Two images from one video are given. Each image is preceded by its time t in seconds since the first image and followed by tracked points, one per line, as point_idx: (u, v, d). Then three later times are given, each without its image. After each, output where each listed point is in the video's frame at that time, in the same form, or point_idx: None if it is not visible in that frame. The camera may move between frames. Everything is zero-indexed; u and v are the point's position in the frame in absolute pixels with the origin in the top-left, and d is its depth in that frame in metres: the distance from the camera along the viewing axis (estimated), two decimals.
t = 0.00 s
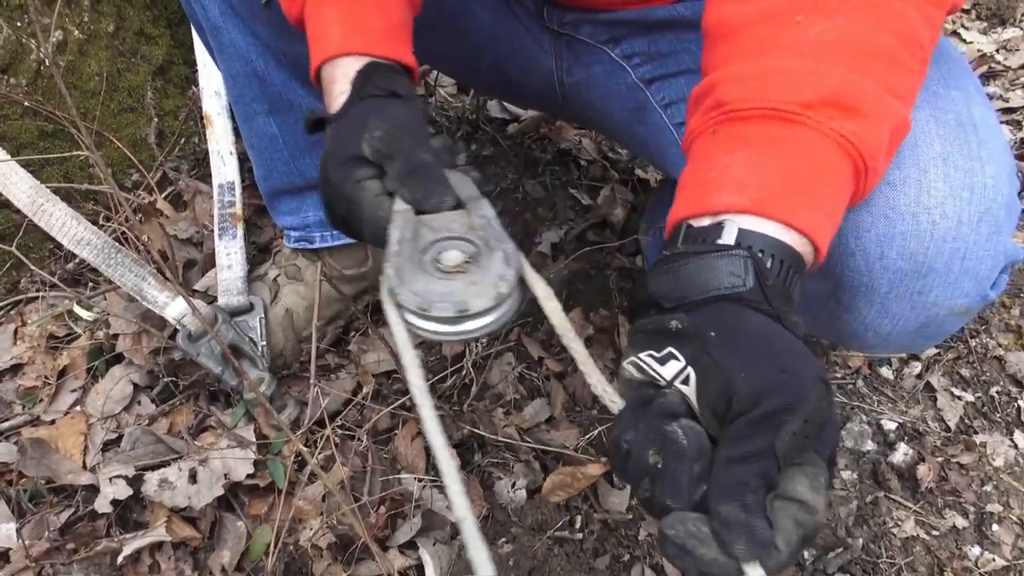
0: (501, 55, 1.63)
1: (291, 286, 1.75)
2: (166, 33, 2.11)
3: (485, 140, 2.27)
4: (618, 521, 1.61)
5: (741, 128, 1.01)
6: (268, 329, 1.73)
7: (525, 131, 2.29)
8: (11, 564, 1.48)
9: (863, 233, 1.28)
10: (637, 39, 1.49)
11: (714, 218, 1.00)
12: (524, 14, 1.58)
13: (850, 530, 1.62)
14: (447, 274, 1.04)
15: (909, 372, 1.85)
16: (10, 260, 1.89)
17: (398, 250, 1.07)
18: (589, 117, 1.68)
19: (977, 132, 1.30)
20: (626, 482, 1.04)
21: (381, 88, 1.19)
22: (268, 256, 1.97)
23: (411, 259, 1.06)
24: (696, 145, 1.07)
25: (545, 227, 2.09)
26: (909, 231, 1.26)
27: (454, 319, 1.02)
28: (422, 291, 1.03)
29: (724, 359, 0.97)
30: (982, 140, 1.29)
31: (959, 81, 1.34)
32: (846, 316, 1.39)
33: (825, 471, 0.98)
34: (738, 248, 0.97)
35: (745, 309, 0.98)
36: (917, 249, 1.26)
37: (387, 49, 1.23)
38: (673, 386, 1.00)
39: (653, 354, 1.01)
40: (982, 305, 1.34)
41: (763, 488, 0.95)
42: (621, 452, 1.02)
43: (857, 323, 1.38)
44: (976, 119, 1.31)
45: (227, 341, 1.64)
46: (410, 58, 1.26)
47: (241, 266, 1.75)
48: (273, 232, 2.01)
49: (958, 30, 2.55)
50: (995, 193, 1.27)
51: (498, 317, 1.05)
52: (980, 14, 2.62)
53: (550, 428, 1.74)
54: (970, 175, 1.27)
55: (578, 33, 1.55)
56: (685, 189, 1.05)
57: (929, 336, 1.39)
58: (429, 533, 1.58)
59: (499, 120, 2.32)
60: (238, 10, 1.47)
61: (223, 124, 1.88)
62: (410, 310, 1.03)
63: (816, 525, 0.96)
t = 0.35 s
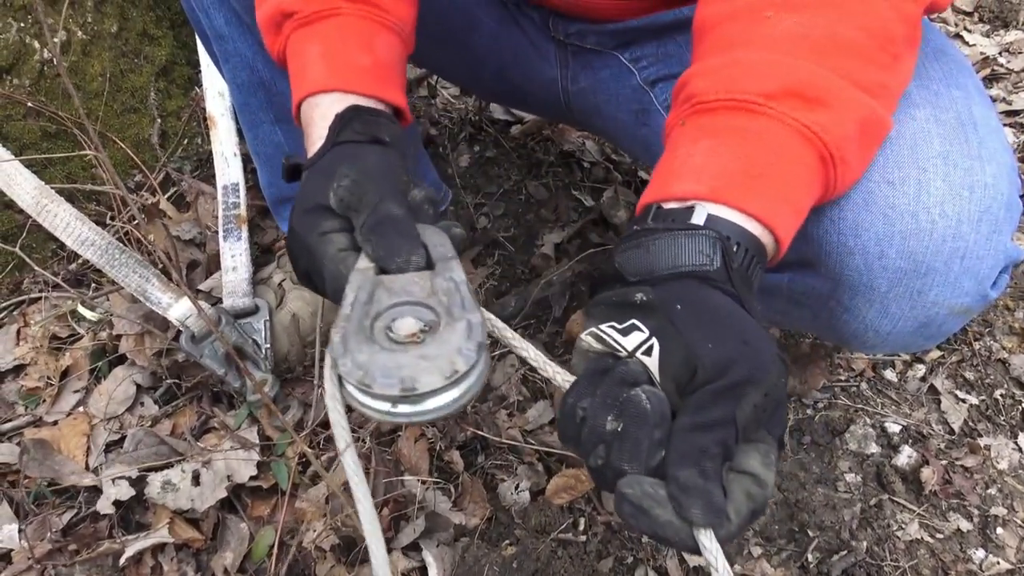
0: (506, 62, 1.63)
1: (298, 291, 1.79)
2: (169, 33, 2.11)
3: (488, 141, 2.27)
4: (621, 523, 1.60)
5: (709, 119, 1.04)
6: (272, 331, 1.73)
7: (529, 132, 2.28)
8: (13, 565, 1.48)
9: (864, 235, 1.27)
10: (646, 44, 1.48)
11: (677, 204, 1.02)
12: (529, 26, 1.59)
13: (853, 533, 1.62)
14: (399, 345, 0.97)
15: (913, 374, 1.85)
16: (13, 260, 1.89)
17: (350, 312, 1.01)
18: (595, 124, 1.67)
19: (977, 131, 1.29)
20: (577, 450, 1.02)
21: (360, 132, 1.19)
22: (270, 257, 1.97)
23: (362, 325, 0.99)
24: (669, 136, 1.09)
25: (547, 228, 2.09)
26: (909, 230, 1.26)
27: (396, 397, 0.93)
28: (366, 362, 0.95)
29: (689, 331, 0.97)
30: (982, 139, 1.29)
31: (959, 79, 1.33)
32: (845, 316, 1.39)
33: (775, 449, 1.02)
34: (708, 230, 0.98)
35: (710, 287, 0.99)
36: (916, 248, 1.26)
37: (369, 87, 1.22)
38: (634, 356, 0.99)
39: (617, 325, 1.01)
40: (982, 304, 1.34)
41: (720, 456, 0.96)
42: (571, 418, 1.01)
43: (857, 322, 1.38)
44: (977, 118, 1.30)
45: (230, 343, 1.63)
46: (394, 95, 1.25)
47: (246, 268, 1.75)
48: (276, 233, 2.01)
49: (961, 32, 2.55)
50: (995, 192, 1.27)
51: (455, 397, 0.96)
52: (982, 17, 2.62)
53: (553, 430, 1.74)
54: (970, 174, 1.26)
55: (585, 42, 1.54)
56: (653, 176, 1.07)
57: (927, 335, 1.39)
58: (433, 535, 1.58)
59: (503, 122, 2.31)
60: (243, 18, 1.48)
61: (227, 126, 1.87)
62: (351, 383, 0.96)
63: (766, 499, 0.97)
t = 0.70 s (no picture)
0: (505, 63, 1.63)
1: (298, 292, 1.78)
2: (169, 32, 2.10)
3: (489, 141, 2.26)
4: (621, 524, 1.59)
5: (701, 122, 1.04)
6: (272, 331, 1.74)
7: (531, 132, 2.28)
8: (11, 564, 1.47)
9: (852, 245, 1.26)
10: (642, 48, 1.46)
11: (671, 206, 1.02)
12: (528, 27, 1.58)
13: (854, 535, 1.61)
14: (430, 326, 0.98)
15: (914, 377, 1.84)
16: (13, 258, 1.89)
17: (377, 295, 1.01)
18: (592, 125, 1.67)
19: (969, 140, 1.28)
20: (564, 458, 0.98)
21: (370, 117, 1.20)
22: (270, 257, 1.96)
23: (391, 306, 1.00)
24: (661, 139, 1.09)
25: (548, 229, 2.09)
26: (897, 240, 1.25)
27: (434, 377, 0.94)
28: (400, 343, 0.96)
29: (683, 331, 0.95)
30: (973, 148, 1.28)
31: (953, 87, 1.31)
32: (835, 325, 1.39)
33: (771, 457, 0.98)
34: (702, 232, 0.98)
35: (704, 289, 0.99)
36: (906, 258, 1.26)
37: (371, 75, 1.22)
38: (626, 360, 0.98)
39: (609, 328, 1.00)
40: (971, 313, 1.33)
41: (716, 463, 0.92)
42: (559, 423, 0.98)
43: (846, 332, 1.38)
44: (969, 127, 1.29)
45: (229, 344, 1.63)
46: (396, 85, 1.26)
47: (246, 267, 1.74)
48: (276, 232, 2.00)
49: (963, 35, 2.55)
50: (985, 202, 1.25)
51: (484, 378, 0.96)
52: (984, 19, 2.61)
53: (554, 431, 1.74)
54: (960, 184, 1.25)
55: (582, 43, 1.52)
56: (644, 179, 1.07)
57: (919, 345, 1.38)
58: (433, 535, 1.56)
59: (504, 122, 2.30)
60: (242, 18, 1.46)
61: (227, 125, 1.87)
62: (385, 363, 0.96)
63: (759, 509, 0.94)
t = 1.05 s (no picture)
0: (497, 56, 1.63)
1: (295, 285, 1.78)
2: (169, 30, 2.10)
3: (489, 141, 2.26)
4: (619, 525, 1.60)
5: (680, 130, 1.03)
6: (270, 328, 1.72)
7: (530, 132, 2.28)
8: (10, 562, 1.47)
9: (815, 254, 1.27)
10: (622, 48, 1.45)
11: (646, 214, 1.02)
12: (519, 19, 1.57)
13: (852, 535, 1.62)
14: (372, 249, 1.03)
15: (912, 378, 1.85)
16: (11, 256, 1.88)
17: (321, 217, 1.04)
18: (582, 122, 1.66)
19: (938, 148, 1.26)
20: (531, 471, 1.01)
21: (316, 55, 1.20)
22: (269, 256, 1.96)
23: (334, 229, 1.04)
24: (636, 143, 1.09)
25: (547, 228, 2.09)
26: (860, 250, 1.25)
27: (373, 294, 1.01)
28: (344, 261, 1.02)
29: (652, 347, 0.95)
30: (942, 156, 1.26)
31: (926, 94, 1.29)
32: (805, 332, 1.40)
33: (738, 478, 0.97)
34: (675, 245, 0.98)
35: (675, 304, 0.98)
36: (868, 269, 1.26)
37: (323, 20, 1.22)
38: (591, 374, 0.99)
39: (577, 341, 1.01)
40: (944, 321, 1.32)
41: (678, 484, 0.92)
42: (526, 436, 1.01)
43: (817, 338, 1.39)
44: (939, 134, 1.27)
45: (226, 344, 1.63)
46: (347, 33, 1.26)
47: (244, 265, 1.74)
48: (275, 231, 2.00)
49: (961, 37, 2.56)
50: (952, 211, 1.24)
51: (418, 299, 1.04)
52: (982, 21, 2.62)
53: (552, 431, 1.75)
54: (925, 194, 1.24)
55: (568, 38, 1.51)
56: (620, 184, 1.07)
57: (891, 351, 1.38)
58: (431, 535, 1.57)
59: (503, 121, 2.30)
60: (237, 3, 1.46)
61: (227, 123, 1.87)
62: (328, 279, 1.01)
63: (722, 531, 0.94)
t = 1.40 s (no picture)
0: (498, 57, 1.63)
1: (293, 282, 1.77)
2: (170, 30, 2.10)
3: (488, 143, 2.27)
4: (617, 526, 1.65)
5: (678, 124, 1.04)
6: (269, 327, 1.72)
7: (529, 134, 2.28)
8: (8, 561, 1.47)
9: (821, 246, 1.27)
10: (625, 47, 1.47)
11: (640, 206, 1.02)
12: (519, 18, 1.58)
13: (849, 538, 1.63)
14: (380, 241, 1.04)
15: (909, 382, 1.85)
16: (11, 255, 1.88)
17: (325, 211, 1.06)
18: (583, 123, 1.68)
19: (940, 144, 1.27)
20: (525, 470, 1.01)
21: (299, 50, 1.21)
22: (269, 255, 1.96)
23: (340, 221, 1.05)
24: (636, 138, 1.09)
25: (546, 230, 2.09)
26: (865, 242, 1.26)
27: (387, 285, 1.03)
28: (354, 253, 1.03)
29: (640, 334, 0.96)
30: (944, 151, 1.27)
31: (927, 91, 1.30)
32: (808, 324, 1.40)
33: (730, 462, 1.00)
34: (663, 235, 0.98)
35: (663, 294, 0.98)
36: (873, 261, 1.26)
37: (309, 19, 1.23)
38: (586, 366, 0.99)
39: (574, 333, 1.01)
40: (946, 314, 1.34)
41: (670, 472, 0.94)
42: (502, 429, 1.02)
43: (819, 331, 1.39)
44: (940, 130, 1.28)
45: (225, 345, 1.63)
46: (332, 34, 1.26)
47: (243, 264, 1.75)
48: (275, 231, 2.00)
49: (959, 42, 2.57)
50: (955, 205, 1.26)
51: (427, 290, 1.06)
52: (981, 27, 2.63)
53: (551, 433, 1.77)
54: (928, 187, 1.25)
55: (570, 38, 1.53)
56: (619, 177, 1.07)
57: (892, 344, 1.39)
58: (429, 536, 1.57)
59: (503, 124, 2.30)
60: None
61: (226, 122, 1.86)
62: (340, 272, 1.02)
63: (715, 516, 0.98)
